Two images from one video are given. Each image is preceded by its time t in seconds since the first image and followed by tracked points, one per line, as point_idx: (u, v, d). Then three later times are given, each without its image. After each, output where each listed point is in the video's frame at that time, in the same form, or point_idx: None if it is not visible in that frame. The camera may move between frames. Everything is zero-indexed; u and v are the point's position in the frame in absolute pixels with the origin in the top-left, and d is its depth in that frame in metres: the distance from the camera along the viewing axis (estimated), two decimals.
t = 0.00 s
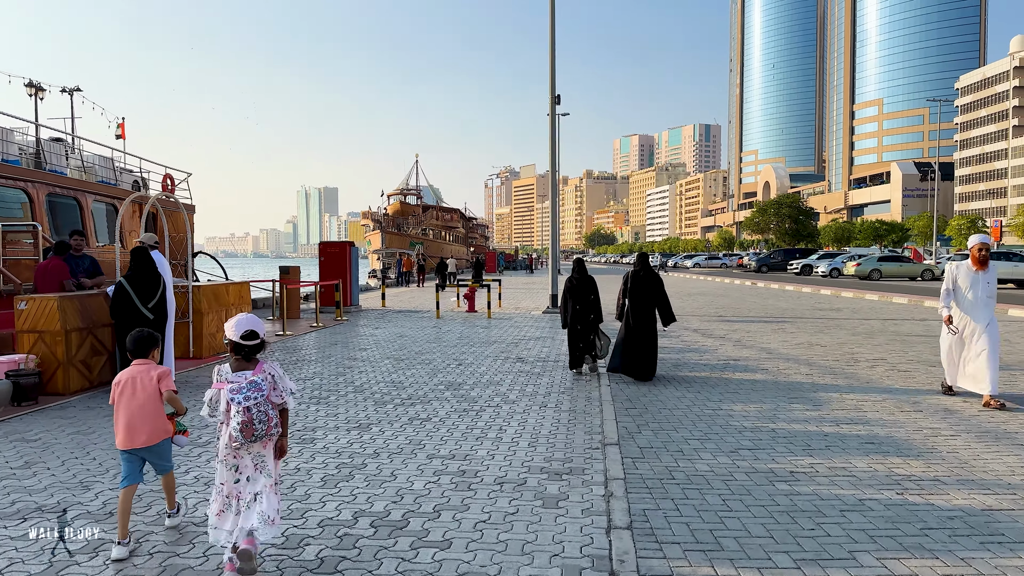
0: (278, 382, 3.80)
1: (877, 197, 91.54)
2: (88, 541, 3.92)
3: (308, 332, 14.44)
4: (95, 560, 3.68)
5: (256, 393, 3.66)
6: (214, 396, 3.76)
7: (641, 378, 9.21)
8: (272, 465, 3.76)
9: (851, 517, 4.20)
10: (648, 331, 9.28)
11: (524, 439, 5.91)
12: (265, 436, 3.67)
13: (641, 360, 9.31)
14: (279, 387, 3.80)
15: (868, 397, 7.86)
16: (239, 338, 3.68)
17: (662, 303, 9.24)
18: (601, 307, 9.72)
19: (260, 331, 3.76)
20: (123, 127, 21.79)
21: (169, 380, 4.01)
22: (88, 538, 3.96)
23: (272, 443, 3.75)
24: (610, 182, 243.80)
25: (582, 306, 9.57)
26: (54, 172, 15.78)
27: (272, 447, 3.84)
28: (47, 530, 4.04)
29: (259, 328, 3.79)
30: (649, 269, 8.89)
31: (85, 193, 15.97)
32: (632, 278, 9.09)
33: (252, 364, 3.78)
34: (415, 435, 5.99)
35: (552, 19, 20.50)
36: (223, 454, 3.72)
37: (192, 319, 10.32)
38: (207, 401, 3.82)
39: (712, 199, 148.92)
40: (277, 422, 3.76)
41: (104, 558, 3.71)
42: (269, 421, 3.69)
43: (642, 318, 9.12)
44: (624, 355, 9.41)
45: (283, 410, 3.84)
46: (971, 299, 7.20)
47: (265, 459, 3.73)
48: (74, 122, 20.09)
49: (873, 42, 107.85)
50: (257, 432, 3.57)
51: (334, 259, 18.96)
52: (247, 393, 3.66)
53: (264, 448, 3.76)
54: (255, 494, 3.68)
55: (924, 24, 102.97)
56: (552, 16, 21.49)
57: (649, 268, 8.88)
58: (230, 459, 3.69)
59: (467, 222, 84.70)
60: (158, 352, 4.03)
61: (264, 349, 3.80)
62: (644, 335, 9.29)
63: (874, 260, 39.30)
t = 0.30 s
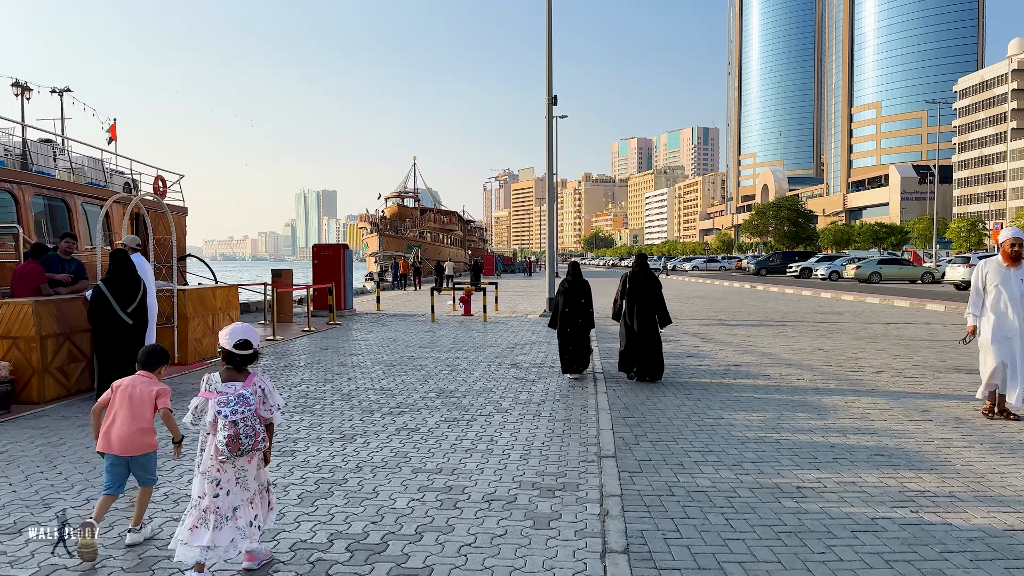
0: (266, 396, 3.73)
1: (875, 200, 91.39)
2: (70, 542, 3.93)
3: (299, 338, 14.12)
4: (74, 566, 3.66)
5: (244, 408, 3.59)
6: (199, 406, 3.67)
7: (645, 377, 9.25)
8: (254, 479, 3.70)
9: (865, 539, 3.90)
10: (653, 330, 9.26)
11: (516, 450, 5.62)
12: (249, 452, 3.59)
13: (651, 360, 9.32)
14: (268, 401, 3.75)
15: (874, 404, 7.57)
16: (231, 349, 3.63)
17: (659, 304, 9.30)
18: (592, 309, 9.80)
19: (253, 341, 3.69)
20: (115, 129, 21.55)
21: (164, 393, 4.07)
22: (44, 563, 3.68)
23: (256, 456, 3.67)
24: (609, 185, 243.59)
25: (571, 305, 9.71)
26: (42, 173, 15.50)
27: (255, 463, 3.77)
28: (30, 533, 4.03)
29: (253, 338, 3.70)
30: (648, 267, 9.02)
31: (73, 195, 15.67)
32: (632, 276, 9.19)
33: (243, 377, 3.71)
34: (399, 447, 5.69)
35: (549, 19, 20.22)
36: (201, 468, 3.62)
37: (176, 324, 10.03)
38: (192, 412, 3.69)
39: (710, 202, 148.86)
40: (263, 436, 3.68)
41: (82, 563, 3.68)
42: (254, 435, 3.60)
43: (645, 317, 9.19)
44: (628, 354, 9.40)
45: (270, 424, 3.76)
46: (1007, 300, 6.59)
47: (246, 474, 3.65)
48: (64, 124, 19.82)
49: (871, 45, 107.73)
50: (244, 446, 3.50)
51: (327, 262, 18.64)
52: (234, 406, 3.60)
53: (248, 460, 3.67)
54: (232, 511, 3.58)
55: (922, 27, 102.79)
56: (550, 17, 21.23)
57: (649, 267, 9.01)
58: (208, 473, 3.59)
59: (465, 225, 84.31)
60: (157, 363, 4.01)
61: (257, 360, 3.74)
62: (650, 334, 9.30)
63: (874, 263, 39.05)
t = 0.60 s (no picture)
0: (251, 399, 3.75)
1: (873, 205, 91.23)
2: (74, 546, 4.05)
3: (289, 345, 13.78)
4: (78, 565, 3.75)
5: (226, 412, 3.63)
6: (182, 410, 3.73)
7: (645, 390, 9.05)
8: (239, 489, 3.73)
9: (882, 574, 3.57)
10: (650, 339, 9.06)
11: (503, 470, 5.29)
12: (233, 456, 3.65)
13: (649, 369, 9.12)
14: (254, 404, 3.77)
15: (881, 417, 7.25)
16: (214, 351, 3.67)
17: (653, 314, 9.14)
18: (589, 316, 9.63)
19: (238, 341, 3.76)
20: (104, 132, 21.27)
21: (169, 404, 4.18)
22: None
23: (240, 463, 3.72)
24: (608, 190, 243.63)
25: (566, 315, 9.57)
26: (27, 176, 15.16)
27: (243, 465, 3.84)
28: (28, 535, 4.18)
29: (237, 341, 3.77)
30: (643, 277, 8.79)
31: (60, 199, 15.35)
32: (628, 287, 8.96)
33: (228, 380, 3.78)
34: (381, 467, 5.35)
35: (545, 22, 19.92)
36: (192, 471, 3.68)
37: (159, 332, 9.66)
38: (175, 416, 3.74)
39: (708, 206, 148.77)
40: (249, 440, 3.72)
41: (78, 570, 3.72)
42: (238, 440, 3.67)
43: (640, 327, 9.01)
44: (624, 362, 9.20)
45: (258, 429, 3.79)
46: None
47: (231, 480, 3.69)
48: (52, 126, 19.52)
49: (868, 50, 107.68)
50: (227, 452, 3.55)
51: (321, 267, 18.35)
52: (217, 411, 3.63)
53: (233, 466, 3.72)
54: (222, 513, 3.63)
55: (920, 31, 102.69)
56: (546, 18, 20.95)
57: (645, 277, 8.78)
58: (198, 478, 3.64)
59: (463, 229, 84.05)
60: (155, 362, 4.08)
61: (243, 360, 3.80)
62: (647, 344, 9.15)
63: (873, 268, 38.76)
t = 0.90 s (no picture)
0: (230, 415, 3.66)
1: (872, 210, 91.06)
2: (70, 550, 4.06)
3: (278, 353, 13.38)
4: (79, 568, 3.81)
5: (199, 430, 3.51)
6: (164, 427, 3.65)
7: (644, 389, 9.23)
8: (219, 506, 3.58)
9: None
10: (643, 343, 9.28)
11: (492, 490, 4.91)
12: (211, 477, 3.53)
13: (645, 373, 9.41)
14: (232, 419, 3.66)
15: (891, 430, 6.90)
16: (191, 363, 3.59)
17: (646, 315, 9.24)
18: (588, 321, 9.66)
19: (214, 355, 3.67)
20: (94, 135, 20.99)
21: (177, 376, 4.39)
22: None
23: (220, 482, 3.59)
24: (606, 196, 243.54)
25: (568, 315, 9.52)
26: (13, 181, 14.88)
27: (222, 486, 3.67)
28: (30, 535, 4.23)
29: (214, 355, 3.67)
30: (635, 282, 8.81)
31: (47, 204, 15.05)
32: (618, 291, 8.96)
33: (205, 396, 3.67)
34: (361, 487, 4.98)
35: (540, 23, 19.56)
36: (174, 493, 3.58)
37: (140, 340, 9.38)
38: (157, 436, 3.79)
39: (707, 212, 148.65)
40: (228, 457, 3.63)
41: None
42: (213, 461, 3.54)
43: (635, 332, 9.18)
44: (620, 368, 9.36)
45: (238, 445, 3.67)
46: None
47: (212, 499, 3.55)
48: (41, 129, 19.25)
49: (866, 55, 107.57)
50: (202, 472, 3.45)
51: (313, 273, 18.02)
52: (189, 431, 3.52)
53: (214, 486, 3.59)
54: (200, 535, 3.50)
55: (918, 37, 102.58)
56: (541, 20, 20.65)
57: (637, 282, 8.79)
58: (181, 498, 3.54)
59: (461, 235, 83.83)
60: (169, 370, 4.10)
61: (222, 374, 3.70)
62: (639, 345, 9.30)
63: (874, 273, 38.42)
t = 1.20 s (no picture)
0: (219, 418, 3.68)
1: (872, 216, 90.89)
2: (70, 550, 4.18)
3: (268, 361, 13.04)
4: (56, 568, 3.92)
5: (182, 434, 3.54)
6: (150, 432, 3.71)
7: (635, 404, 9.01)
8: (215, 507, 3.67)
9: None
10: (639, 352, 9.05)
11: (486, 513, 4.56)
12: (196, 480, 3.57)
13: (638, 384, 9.09)
14: (222, 422, 3.68)
15: (906, 445, 6.56)
16: (180, 368, 3.63)
17: (646, 323, 9.09)
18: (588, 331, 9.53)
19: (206, 359, 3.70)
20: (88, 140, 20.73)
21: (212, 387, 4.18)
22: None
23: (213, 483, 3.66)
24: (606, 202, 243.70)
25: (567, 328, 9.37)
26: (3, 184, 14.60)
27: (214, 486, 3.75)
28: (33, 536, 4.36)
29: (206, 358, 3.72)
30: (633, 287, 8.77)
31: (37, 208, 14.74)
32: (615, 294, 8.93)
33: (194, 400, 3.71)
34: (342, 512, 4.63)
35: (539, 27, 19.32)
36: (159, 497, 3.62)
37: (125, 349, 9.11)
38: (143, 441, 3.80)
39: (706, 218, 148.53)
40: (212, 463, 3.64)
41: None
42: (199, 464, 3.58)
43: (630, 338, 9.00)
44: (613, 377, 9.11)
45: (227, 449, 3.72)
46: None
47: (204, 500, 3.61)
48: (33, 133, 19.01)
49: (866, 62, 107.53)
50: (187, 477, 3.48)
51: (308, 280, 17.73)
52: (173, 434, 3.55)
53: (206, 488, 3.66)
54: (189, 538, 3.57)
55: (918, 44, 102.49)
56: (541, 23, 20.40)
57: (633, 287, 8.69)
58: (166, 501, 3.58)
59: (461, 241, 83.59)
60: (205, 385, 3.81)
61: (213, 379, 3.73)
62: (639, 355, 9.11)
63: (876, 280, 38.14)
